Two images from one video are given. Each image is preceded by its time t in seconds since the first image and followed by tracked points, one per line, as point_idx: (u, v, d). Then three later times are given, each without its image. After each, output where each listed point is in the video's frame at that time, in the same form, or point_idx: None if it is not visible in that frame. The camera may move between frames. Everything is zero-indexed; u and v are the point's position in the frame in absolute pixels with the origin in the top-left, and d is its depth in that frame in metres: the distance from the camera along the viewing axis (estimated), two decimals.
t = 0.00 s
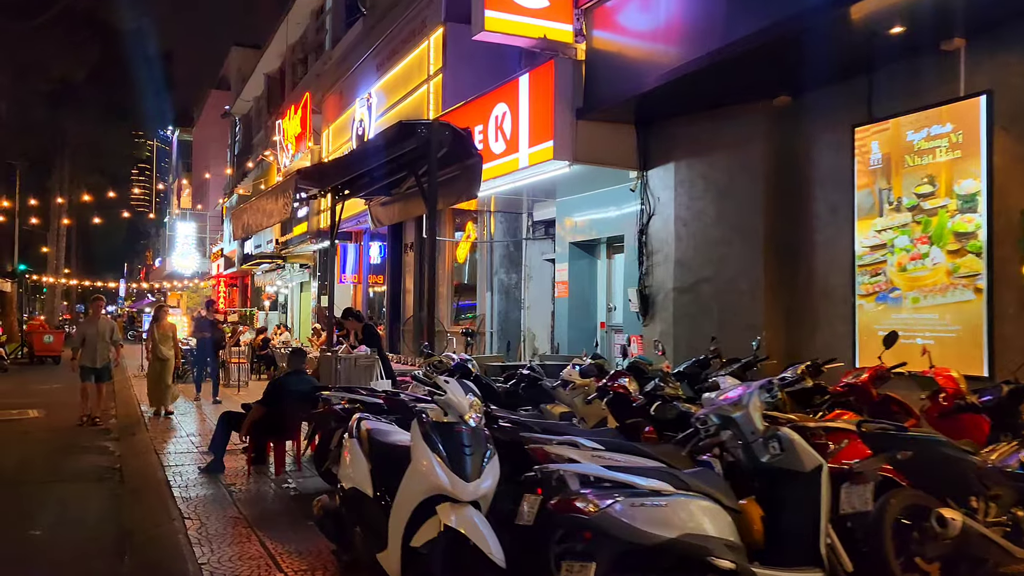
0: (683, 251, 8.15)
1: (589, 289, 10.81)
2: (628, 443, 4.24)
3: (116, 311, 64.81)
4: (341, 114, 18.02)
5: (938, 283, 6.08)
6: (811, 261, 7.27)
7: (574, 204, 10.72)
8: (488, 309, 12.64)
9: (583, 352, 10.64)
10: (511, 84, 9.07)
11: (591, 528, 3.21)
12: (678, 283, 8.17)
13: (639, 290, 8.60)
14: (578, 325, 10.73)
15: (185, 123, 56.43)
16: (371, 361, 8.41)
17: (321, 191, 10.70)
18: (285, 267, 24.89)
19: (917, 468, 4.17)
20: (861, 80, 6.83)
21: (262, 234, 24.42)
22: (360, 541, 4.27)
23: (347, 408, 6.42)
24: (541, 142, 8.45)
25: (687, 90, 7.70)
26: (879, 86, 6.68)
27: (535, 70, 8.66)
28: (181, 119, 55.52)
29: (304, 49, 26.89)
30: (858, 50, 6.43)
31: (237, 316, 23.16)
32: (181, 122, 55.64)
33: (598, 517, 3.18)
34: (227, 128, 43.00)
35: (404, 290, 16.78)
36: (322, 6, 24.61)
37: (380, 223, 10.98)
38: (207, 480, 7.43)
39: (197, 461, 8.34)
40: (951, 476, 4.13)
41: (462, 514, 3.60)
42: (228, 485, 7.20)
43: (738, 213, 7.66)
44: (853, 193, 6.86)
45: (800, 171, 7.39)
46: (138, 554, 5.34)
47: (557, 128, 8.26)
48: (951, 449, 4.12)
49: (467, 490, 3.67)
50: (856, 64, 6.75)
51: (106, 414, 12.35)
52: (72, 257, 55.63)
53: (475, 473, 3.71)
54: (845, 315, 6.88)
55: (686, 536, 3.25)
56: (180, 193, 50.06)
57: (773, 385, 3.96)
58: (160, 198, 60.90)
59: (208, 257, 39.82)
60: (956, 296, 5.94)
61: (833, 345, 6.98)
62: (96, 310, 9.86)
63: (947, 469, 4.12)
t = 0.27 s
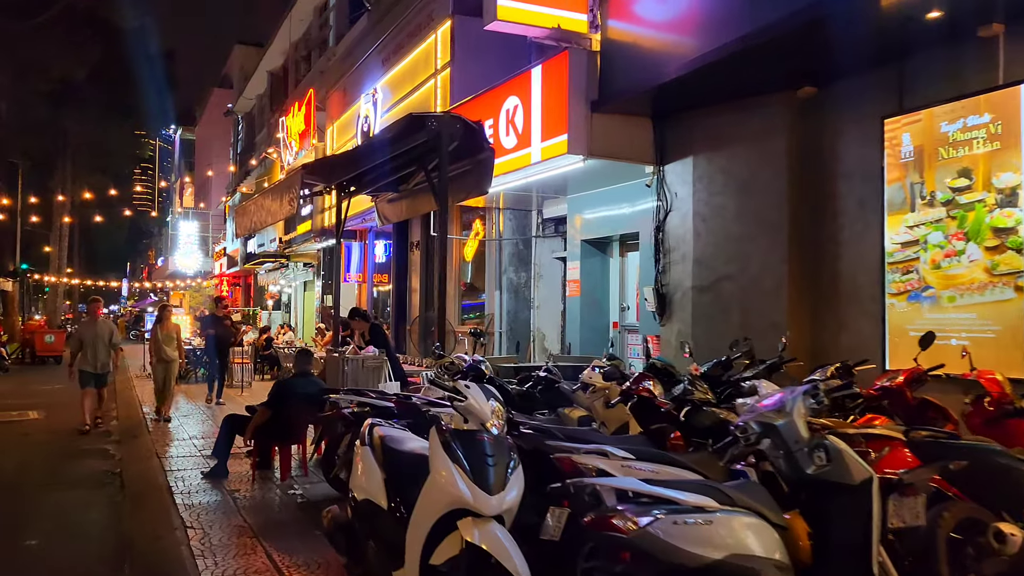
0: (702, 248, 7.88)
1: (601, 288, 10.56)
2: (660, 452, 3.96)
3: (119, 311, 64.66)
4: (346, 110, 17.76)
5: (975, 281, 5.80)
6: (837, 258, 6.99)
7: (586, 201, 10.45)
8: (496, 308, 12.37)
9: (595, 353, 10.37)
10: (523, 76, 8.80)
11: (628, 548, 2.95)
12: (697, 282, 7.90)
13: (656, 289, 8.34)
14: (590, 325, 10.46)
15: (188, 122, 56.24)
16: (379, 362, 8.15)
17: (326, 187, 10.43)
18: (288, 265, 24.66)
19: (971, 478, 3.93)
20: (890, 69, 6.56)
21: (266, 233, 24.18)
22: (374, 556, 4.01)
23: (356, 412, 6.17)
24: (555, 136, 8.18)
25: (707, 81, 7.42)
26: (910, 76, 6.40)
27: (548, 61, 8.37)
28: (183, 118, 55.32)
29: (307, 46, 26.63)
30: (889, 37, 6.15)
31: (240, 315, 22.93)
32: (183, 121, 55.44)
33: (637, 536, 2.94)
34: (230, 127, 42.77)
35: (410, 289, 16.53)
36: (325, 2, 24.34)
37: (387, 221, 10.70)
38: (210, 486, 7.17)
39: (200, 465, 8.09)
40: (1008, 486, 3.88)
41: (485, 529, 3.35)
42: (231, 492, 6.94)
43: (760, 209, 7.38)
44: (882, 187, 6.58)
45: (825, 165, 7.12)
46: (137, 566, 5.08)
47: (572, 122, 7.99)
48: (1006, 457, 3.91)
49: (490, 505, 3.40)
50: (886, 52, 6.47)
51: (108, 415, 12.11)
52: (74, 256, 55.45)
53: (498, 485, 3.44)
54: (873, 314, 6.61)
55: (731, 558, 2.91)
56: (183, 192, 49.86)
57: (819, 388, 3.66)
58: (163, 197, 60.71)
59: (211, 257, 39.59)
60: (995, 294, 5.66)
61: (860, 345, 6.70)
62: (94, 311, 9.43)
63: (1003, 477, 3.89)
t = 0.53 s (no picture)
0: (721, 247, 7.64)
1: (613, 288, 10.32)
2: (696, 462, 3.72)
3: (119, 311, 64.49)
4: (350, 108, 17.52)
5: (1012, 281, 5.57)
6: (863, 257, 6.75)
7: (598, 199, 10.21)
8: (504, 309, 12.16)
9: (607, 354, 10.15)
10: (535, 70, 8.56)
11: None
12: (716, 282, 7.67)
13: (672, 289, 8.10)
14: (601, 326, 10.23)
15: (190, 122, 56.08)
16: (387, 364, 7.93)
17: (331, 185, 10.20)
18: (291, 265, 24.43)
19: None
20: (921, 61, 6.31)
21: (268, 233, 23.96)
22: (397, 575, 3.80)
23: (367, 417, 5.94)
24: (569, 132, 7.95)
25: (728, 74, 7.18)
26: (941, 68, 6.17)
27: (562, 54, 8.14)
28: (185, 118, 55.16)
29: (310, 44, 26.40)
30: (921, 28, 5.92)
31: (242, 316, 22.71)
32: (185, 121, 55.25)
33: (684, 559, 2.67)
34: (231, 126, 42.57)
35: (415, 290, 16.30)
36: None
37: (394, 219, 10.48)
38: (214, 492, 6.95)
39: (203, 471, 7.85)
40: None
41: (512, 547, 3.10)
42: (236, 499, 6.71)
43: (783, 206, 7.15)
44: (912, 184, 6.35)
45: (851, 161, 6.87)
46: None
47: (587, 116, 7.75)
48: None
49: (518, 520, 3.16)
50: (916, 44, 6.24)
51: (109, 418, 11.87)
52: (75, 256, 55.30)
53: (526, 499, 3.21)
54: (902, 315, 6.37)
55: None
56: (184, 192, 49.68)
57: (869, 396, 3.44)
58: (165, 197, 60.58)
59: (212, 257, 39.42)
60: None
61: (888, 348, 6.46)
62: (92, 310, 9.09)
63: None
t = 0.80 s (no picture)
0: (742, 244, 7.41)
1: (626, 286, 10.09)
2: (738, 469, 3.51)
3: (120, 311, 64.30)
4: (354, 105, 17.29)
5: None
6: (893, 253, 6.52)
7: (611, 195, 9.97)
8: (513, 308, 11.94)
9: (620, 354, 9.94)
10: (549, 62, 8.32)
11: None
12: (737, 279, 7.43)
13: (691, 287, 7.87)
14: (615, 325, 10.00)
15: (190, 121, 55.86)
16: (398, 364, 7.71)
17: (337, 181, 9.97)
18: (293, 264, 24.22)
19: None
20: (954, 49, 6.08)
21: (270, 231, 23.74)
22: None
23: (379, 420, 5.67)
24: (585, 124, 7.71)
25: (751, 64, 6.93)
26: (976, 56, 5.93)
27: (578, 45, 7.90)
28: (185, 117, 54.94)
29: (312, 41, 26.17)
30: (956, 14, 5.68)
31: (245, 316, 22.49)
32: (185, 120, 55.03)
33: None
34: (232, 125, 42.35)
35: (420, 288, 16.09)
36: None
37: (402, 215, 10.25)
38: (220, 497, 6.71)
39: (208, 474, 7.63)
40: None
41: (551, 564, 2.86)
42: (244, 504, 6.47)
43: (807, 201, 6.91)
44: (945, 176, 6.11)
45: (880, 153, 6.64)
46: None
47: (604, 109, 7.51)
48: None
49: (557, 534, 2.94)
50: (950, 31, 6.00)
51: (111, 420, 11.64)
52: (75, 256, 55.11)
53: (565, 511, 2.99)
54: (936, 313, 6.14)
55: None
56: (185, 191, 49.46)
57: (932, 401, 3.28)
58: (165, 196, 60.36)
59: (213, 256, 39.21)
60: None
61: (921, 347, 6.23)
62: (92, 311, 8.83)
63: None
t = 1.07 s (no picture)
0: (764, 246, 7.18)
1: (639, 289, 9.86)
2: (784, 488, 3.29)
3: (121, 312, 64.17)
4: (359, 104, 17.07)
5: None
6: (924, 256, 6.29)
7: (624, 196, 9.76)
8: (522, 310, 11.73)
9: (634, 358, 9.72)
10: (563, 59, 8.11)
11: None
12: (759, 283, 7.21)
13: (710, 291, 7.65)
14: (628, 328, 9.79)
15: (192, 122, 55.74)
16: (410, 370, 7.50)
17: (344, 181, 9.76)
18: (297, 266, 24.02)
19: None
20: (989, 44, 5.85)
21: (273, 233, 23.54)
22: None
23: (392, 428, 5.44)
24: (602, 122, 7.49)
25: (773, 61, 6.71)
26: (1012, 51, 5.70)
27: (594, 41, 7.68)
28: (187, 118, 54.81)
29: (315, 41, 25.96)
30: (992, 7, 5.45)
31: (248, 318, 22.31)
32: (187, 121, 54.90)
33: None
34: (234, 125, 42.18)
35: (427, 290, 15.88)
36: None
37: (411, 216, 10.05)
38: (227, 507, 6.50)
39: (214, 483, 7.41)
40: None
41: None
42: (251, 515, 6.25)
43: (833, 202, 6.69)
44: (980, 176, 5.87)
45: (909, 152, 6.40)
46: None
47: (621, 107, 7.30)
48: None
49: (597, 562, 2.71)
50: (988, 23, 5.77)
51: (113, 425, 11.43)
52: (77, 257, 55.00)
53: (605, 536, 2.77)
54: (969, 318, 5.91)
55: None
56: (187, 192, 49.33)
57: (999, 417, 3.01)
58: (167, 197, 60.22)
59: (215, 257, 39.04)
60: None
61: (954, 353, 6.00)
62: (95, 314, 8.61)
63: None
